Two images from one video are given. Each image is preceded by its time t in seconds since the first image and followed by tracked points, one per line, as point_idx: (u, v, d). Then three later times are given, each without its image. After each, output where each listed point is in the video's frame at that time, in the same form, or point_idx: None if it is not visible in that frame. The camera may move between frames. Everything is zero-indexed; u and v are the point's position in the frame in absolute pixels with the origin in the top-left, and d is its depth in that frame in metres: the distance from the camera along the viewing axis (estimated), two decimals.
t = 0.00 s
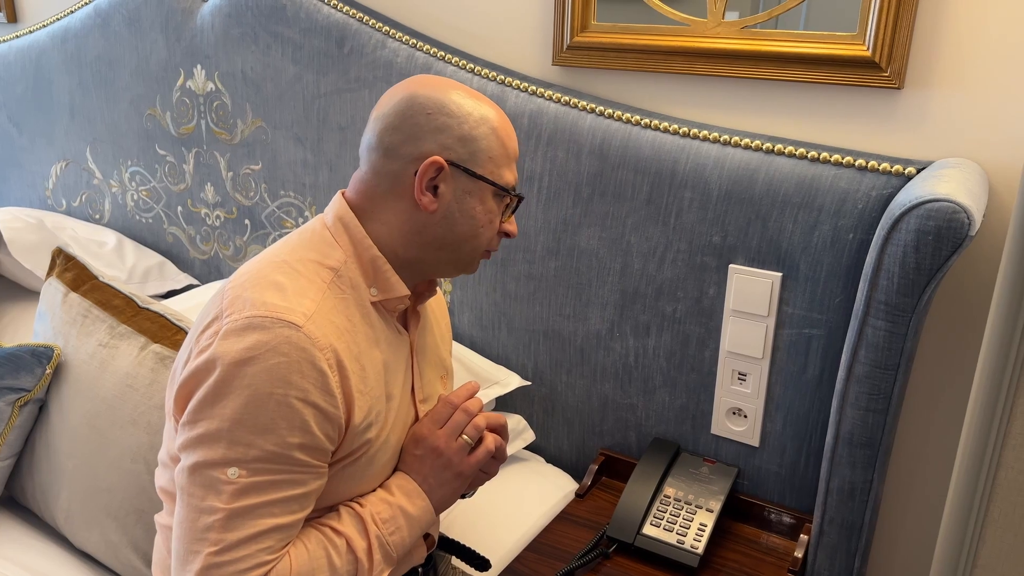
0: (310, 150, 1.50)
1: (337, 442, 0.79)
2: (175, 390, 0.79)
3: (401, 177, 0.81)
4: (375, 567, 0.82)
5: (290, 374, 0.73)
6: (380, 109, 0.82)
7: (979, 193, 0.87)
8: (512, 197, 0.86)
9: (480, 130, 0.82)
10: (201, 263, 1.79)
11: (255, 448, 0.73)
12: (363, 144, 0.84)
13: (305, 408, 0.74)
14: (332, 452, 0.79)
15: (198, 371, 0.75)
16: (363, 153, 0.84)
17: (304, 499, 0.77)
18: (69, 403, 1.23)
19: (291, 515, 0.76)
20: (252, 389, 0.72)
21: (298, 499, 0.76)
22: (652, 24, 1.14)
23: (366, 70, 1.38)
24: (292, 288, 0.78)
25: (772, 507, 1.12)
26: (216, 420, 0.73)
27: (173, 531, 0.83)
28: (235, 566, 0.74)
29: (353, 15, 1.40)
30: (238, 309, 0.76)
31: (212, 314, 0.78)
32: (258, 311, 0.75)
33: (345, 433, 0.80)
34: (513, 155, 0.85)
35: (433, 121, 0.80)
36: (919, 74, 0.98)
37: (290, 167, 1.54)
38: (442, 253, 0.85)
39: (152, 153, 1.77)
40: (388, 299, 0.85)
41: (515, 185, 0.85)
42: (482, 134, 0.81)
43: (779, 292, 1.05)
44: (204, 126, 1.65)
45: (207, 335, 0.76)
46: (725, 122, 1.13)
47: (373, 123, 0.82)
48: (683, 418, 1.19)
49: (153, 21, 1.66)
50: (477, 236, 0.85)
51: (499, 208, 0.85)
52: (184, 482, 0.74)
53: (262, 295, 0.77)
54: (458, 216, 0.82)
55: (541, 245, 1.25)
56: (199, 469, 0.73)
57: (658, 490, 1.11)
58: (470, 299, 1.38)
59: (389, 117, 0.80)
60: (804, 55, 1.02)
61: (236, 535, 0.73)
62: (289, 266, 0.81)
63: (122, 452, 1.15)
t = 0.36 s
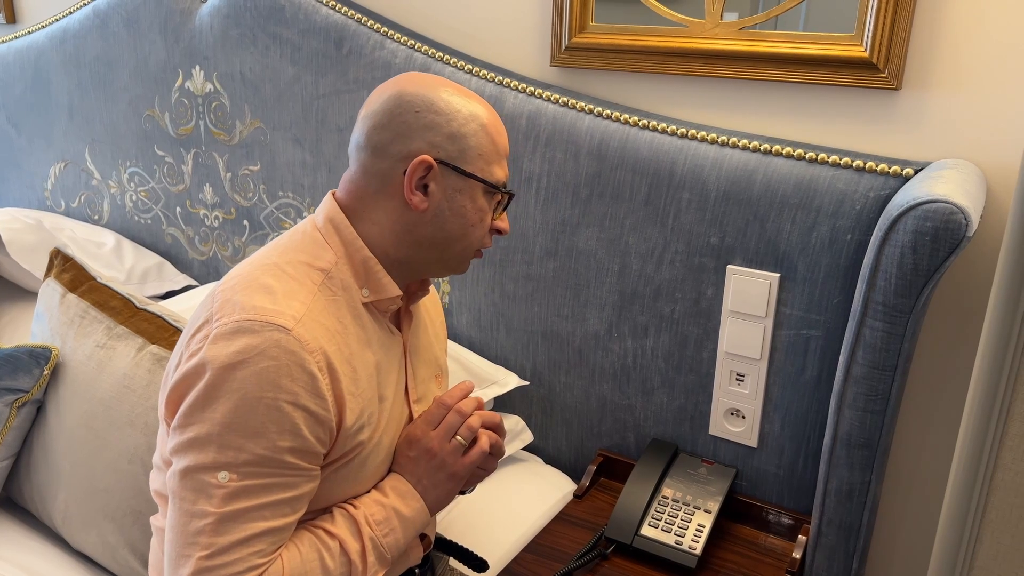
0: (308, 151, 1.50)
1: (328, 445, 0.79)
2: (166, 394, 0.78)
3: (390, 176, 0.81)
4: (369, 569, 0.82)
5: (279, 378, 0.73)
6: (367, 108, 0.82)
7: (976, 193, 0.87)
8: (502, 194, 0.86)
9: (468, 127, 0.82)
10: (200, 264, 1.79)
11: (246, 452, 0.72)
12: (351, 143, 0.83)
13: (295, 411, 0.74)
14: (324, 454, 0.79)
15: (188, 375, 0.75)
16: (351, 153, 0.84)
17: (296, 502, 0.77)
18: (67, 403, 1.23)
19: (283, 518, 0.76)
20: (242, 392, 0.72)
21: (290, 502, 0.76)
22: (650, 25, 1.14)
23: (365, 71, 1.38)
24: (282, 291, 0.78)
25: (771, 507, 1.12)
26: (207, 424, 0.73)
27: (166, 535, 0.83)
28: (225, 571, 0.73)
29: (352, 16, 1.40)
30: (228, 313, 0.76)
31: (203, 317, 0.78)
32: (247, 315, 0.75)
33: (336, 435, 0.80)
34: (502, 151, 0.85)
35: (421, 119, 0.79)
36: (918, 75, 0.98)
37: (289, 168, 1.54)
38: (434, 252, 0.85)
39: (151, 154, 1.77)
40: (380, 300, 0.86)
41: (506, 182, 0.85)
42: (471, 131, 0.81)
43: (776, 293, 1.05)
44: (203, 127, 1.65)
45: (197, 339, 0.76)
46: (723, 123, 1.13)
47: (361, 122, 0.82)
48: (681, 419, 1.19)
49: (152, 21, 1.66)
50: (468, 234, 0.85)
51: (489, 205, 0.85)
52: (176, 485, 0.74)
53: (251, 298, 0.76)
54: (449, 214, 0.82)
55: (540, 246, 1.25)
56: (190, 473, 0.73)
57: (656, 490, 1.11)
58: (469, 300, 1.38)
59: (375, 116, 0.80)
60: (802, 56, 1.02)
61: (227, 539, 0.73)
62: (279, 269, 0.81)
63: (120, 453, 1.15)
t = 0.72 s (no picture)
0: (309, 151, 1.50)
1: (330, 446, 0.79)
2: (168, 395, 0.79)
3: (390, 175, 0.81)
4: (371, 571, 0.82)
5: (281, 380, 0.73)
6: (367, 108, 0.82)
7: (977, 193, 0.87)
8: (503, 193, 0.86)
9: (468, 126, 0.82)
10: (201, 264, 1.79)
11: (247, 454, 0.73)
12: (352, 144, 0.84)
13: (297, 413, 0.74)
14: (325, 456, 0.79)
15: (190, 376, 0.75)
16: (352, 153, 0.84)
17: (297, 503, 0.77)
18: (69, 404, 1.23)
19: (285, 519, 0.76)
20: (244, 394, 0.72)
21: (291, 504, 0.76)
22: (650, 26, 1.14)
23: (365, 72, 1.38)
24: (283, 292, 0.78)
25: (771, 508, 1.12)
26: (208, 426, 0.73)
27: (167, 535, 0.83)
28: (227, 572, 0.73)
29: (353, 16, 1.40)
30: (229, 314, 0.76)
31: (204, 318, 0.78)
32: (249, 316, 0.75)
33: (338, 436, 0.80)
34: (503, 150, 0.85)
35: (421, 117, 0.80)
36: (918, 75, 0.98)
37: (289, 168, 1.54)
38: (435, 252, 0.85)
39: (151, 155, 1.77)
40: (382, 301, 0.86)
41: (507, 181, 0.85)
42: (471, 129, 0.81)
43: (777, 292, 1.05)
44: (204, 127, 1.66)
45: (199, 341, 0.76)
46: (724, 123, 1.13)
47: (362, 121, 0.82)
48: (682, 419, 1.19)
49: (153, 22, 1.66)
50: (469, 233, 0.85)
51: (491, 203, 0.85)
52: (177, 486, 0.74)
53: (253, 300, 0.76)
54: (449, 213, 0.82)
55: (541, 246, 1.26)
56: (192, 475, 0.73)
57: (657, 490, 1.11)
58: (470, 300, 1.38)
59: (376, 115, 0.80)
60: (803, 56, 1.02)
61: (228, 541, 0.73)
62: (281, 270, 0.81)
63: (121, 454, 1.15)
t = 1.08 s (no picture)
0: (311, 152, 1.50)
1: (335, 443, 0.79)
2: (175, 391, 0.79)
3: (419, 184, 0.81)
4: (372, 571, 0.82)
5: (288, 377, 0.73)
6: (404, 113, 0.81)
7: (980, 194, 0.87)
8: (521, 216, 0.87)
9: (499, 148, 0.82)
10: (203, 265, 1.79)
11: (252, 450, 0.72)
12: (379, 144, 0.83)
13: (303, 410, 0.74)
14: (330, 453, 0.79)
15: (198, 371, 0.75)
16: (378, 154, 0.83)
17: (300, 501, 0.77)
18: (71, 404, 1.23)
19: (289, 516, 0.76)
20: (251, 390, 0.72)
21: (295, 501, 0.76)
22: (653, 26, 1.14)
23: (367, 73, 1.38)
24: (293, 290, 0.78)
25: (773, 508, 1.12)
26: (215, 421, 0.73)
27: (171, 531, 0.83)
28: (230, 567, 0.74)
29: (355, 17, 1.40)
30: (238, 310, 0.76)
31: (212, 314, 0.78)
32: (258, 313, 0.75)
33: (344, 434, 0.80)
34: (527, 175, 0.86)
35: (458, 135, 0.80)
36: (921, 76, 0.98)
37: (292, 169, 1.54)
38: (448, 263, 0.85)
39: (153, 155, 1.77)
40: (391, 303, 0.86)
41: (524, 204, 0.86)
42: (502, 152, 0.82)
43: (780, 292, 1.05)
44: (206, 128, 1.66)
45: (207, 336, 0.76)
46: (726, 124, 1.13)
47: (394, 126, 0.81)
48: (684, 420, 1.19)
49: (155, 23, 1.66)
50: (484, 250, 0.86)
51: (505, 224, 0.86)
52: (182, 481, 0.74)
53: (261, 297, 0.77)
54: (470, 230, 0.83)
55: (543, 247, 1.26)
56: (196, 470, 0.73)
57: (660, 491, 1.11)
58: (472, 301, 1.38)
59: (412, 123, 0.80)
60: (806, 57, 1.02)
61: (232, 536, 0.73)
62: (290, 267, 0.81)
63: (124, 454, 1.15)
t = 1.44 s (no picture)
0: (313, 152, 1.50)
1: (356, 441, 0.79)
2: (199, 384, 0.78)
3: (448, 192, 0.81)
4: (384, 572, 0.82)
5: (315, 374, 0.73)
6: (436, 121, 0.81)
7: (982, 196, 0.87)
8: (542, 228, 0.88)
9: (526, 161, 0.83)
10: (204, 265, 1.79)
11: (276, 444, 0.73)
12: (409, 151, 0.83)
13: (329, 408, 0.74)
14: (350, 452, 0.79)
15: (224, 365, 0.75)
16: (407, 160, 0.83)
17: (319, 498, 0.77)
18: (74, 404, 1.23)
19: (307, 513, 0.77)
20: (278, 385, 0.72)
21: (313, 497, 0.76)
22: (654, 27, 1.14)
23: (369, 73, 1.38)
24: (321, 289, 0.78)
25: (774, 509, 1.12)
26: (240, 414, 0.73)
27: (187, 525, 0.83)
28: (248, 560, 0.74)
29: (357, 18, 1.40)
30: (267, 306, 0.76)
31: (239, 309, 0.78)
32: (286, 309, 0.75)
33: (366, 432, 0.80)
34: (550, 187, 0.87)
35: (489, 146, 0.80)
36: (922, 77, 0.98)
37: (293, 169, 1.54)
38: (471, 271, 0.86)
39: (155, 156, 1.78)
40: (411, 306, 0.86)
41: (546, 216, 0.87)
42: (529, 165, 0.83)
43: (781, 293, 1.05)
44: (208, 128, 1.66)
45: (234, 330, 0.76)
46: (727, 125, 1.13)
47: (426, 134, 0.81)
48: (686, 420, 1.19)
49: (157, 24, 1.67)
50: (506, 260, 0.86)
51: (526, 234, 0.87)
52: (203, 473, 0.74)
53: (291, 293, 0.77)
54: (495, 239, 0.84)
55: (545, 248, 1.26)
56: (219, 462, 0.73)
57: (661, 491, 1.11)
58: (473, 302, 1.38)
59: (444, 132, 0.80)
60: (809, 58, 1.02)
61: (252, 529, 0.74)
62: (317, 266, 0.81)
63: (128, 453, 1.15)
